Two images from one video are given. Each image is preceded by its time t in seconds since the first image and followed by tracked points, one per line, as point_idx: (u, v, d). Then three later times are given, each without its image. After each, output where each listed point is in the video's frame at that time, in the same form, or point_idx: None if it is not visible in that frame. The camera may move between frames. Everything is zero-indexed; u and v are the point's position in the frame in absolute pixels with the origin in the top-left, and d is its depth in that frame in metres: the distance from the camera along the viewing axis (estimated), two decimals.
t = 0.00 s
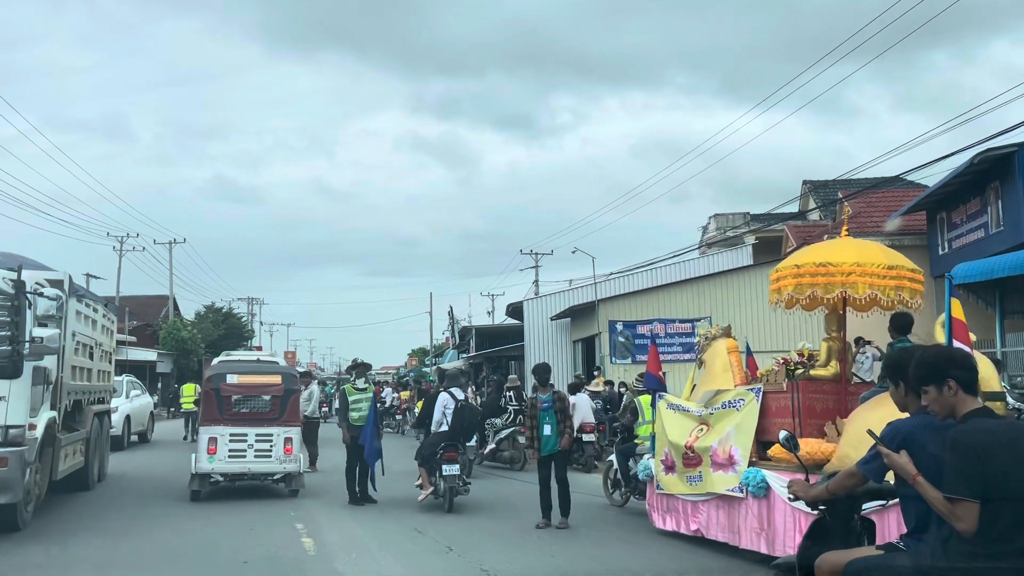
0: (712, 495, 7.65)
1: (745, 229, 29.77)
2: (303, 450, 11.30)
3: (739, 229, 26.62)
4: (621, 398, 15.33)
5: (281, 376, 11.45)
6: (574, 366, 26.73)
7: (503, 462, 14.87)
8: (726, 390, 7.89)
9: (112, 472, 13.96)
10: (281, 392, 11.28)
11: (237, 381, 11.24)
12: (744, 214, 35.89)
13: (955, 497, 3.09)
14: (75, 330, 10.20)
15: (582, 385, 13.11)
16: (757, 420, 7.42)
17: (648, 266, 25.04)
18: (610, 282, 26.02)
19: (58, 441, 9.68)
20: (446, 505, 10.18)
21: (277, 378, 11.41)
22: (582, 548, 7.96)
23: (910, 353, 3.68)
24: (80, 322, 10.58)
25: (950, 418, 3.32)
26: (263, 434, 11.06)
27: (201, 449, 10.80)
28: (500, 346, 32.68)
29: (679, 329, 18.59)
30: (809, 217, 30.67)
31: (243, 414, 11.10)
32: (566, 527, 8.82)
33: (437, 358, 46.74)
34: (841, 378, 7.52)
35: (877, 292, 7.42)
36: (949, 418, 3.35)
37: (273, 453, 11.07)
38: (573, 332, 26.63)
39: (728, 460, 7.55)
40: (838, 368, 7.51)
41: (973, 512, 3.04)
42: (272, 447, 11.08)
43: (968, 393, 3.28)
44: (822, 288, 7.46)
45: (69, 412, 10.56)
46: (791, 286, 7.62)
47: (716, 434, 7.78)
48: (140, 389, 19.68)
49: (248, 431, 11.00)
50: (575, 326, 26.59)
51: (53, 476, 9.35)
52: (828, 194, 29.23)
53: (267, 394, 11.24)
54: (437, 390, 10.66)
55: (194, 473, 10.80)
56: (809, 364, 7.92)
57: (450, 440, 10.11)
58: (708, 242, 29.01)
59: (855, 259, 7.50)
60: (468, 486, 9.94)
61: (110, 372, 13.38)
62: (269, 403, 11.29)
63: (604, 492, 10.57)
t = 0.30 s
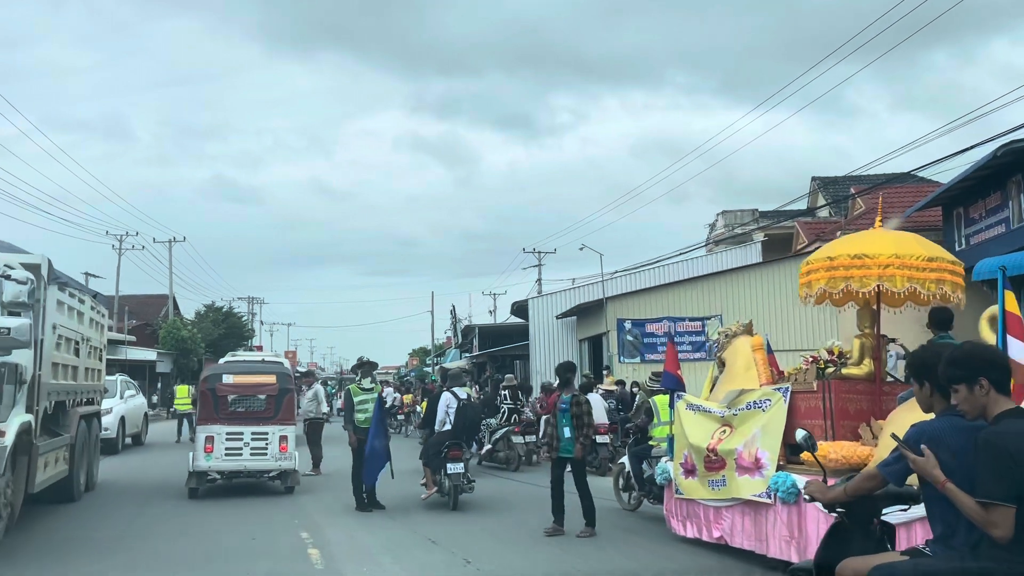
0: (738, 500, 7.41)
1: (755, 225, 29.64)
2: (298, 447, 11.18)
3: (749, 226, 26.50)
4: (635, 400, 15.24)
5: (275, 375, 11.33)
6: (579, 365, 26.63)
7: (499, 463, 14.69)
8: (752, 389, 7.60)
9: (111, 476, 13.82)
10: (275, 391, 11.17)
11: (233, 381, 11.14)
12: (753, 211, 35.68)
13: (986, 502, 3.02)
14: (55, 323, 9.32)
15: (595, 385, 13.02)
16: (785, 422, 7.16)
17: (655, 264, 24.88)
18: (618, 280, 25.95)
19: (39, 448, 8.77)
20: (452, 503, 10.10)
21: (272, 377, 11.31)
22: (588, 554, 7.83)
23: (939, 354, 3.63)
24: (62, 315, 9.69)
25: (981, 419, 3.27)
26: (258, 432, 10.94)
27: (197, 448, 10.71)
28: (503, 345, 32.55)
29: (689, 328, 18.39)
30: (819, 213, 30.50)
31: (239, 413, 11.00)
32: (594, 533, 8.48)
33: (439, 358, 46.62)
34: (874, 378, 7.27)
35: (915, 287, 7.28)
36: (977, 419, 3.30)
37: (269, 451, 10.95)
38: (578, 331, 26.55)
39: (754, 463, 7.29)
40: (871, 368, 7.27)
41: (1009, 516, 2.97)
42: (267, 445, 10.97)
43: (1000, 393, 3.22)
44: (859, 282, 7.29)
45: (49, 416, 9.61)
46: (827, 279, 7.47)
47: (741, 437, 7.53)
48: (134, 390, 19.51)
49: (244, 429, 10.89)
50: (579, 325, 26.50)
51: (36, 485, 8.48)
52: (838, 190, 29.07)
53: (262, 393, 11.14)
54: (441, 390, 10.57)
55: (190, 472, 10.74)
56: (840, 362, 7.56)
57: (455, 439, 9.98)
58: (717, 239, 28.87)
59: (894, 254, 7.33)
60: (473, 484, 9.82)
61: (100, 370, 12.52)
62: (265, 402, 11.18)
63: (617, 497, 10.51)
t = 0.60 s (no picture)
0: (767, 508, 6.99)
1: (765, 222, 29.45)
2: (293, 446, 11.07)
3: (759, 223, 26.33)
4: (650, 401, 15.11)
5: (270, 375, 11.21)
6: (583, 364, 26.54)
7: (499, 464, 14.55)
8: (779, 390, 7.21)
9: (110, 479, 13.71)
10: (270, 391, 11.06)
11: (230, 381, 11.00)
12: (763, 208, 35.46)
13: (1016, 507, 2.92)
14: (29, 315, 8.30)
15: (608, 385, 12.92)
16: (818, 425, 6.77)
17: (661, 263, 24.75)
18: (626, 278, 25.91)
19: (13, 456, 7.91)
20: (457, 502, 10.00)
21: (267, 377, 11.19)
22: (593, 556, 7.68)
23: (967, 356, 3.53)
24: (42, 302, 8.72)
25: (1012, 420, 3.18)
26: (254, 430, 10.82)
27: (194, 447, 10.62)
28: (507, 344, 32.44)
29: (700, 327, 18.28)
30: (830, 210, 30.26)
31: (235, 412, 10.90)
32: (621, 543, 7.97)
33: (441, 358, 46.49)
34: (910, 377, 7.16)
35: (959, 279, 7.16)
36: (1006, 419, 3.20)
37: (264, 449, 10.82)
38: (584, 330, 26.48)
39: (784, 468, 6.88)
40: (909, 367, 7.17)
41: None
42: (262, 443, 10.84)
43: None
44: (901, 274, 7.15)
45: (25, 421, 8.77)
46: (866, 271, 7.32)
47: (768, 440, 7.13)
48: (128, 391, 19.35)
49: (240, 429, 10.78)
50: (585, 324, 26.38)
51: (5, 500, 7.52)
52: (849, 188, 28.85)
53: (258, 393, 11.01)
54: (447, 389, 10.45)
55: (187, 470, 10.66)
56: (876, 359, 7.42)
57: (460, 437, 9.85)
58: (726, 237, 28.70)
59: (937, 245, 7.20)
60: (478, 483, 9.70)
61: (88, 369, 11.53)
62: (261, 401, 11.07)
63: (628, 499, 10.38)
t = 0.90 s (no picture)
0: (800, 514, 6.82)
1: (776, 219, 29.26)
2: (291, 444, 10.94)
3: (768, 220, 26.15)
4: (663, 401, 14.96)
5: (267, 376, 11.03)
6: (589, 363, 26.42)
7: (502, 464, 14.41)
8: (812, 390, 7.03)
9: (108, 481, 13.59)
10: (268, 390, 10.87)
11: (228, 381, 10.85)
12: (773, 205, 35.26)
13: None
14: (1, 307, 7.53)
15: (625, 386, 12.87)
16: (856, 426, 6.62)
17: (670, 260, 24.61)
18: (633, 276, 25.79)
19: None
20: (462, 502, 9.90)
21: (265, 377, 11.01)
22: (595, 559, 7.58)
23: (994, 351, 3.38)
24: (12, 286, 7.83)
25: None
26: (251, 429, 10.72)
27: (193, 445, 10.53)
28: (512, 344, 32.33)
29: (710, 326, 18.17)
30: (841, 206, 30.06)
31: (233, 412, 10.77)
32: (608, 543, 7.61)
33: (444, 357, 46.33)
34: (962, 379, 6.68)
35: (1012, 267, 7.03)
36: None
37: (262, 447, 10.71)
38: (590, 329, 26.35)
39: (820, 472, 6.70)
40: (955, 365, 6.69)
41: None
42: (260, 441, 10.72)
43: None
44: (949, 266, 7.05)
45: None
46: (912, 263, 7.22)
47: (800, 443, 6.95)
48: (122, 391, 19.24)
49: (238, 428, 10.67)
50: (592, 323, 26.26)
51: None
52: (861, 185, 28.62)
53: (256, 392, 10.84)
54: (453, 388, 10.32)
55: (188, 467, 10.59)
56: (918, 359, 6.99)
57: (466, 437, 9.71)
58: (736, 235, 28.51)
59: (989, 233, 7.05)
60: (484, 482, 9.58)
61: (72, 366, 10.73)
62: (258, 400, 10.92)
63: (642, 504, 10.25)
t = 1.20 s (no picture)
0: (843, 521, 6.67)
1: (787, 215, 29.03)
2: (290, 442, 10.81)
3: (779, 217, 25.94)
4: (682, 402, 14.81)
5: (267, 376, 10.89)
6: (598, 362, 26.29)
7: (509, 465, 14.31)
8: (852, 391, 6.90)
9: (110, 483, 13.48)
10: (268, 390, 10.72)
11: (229, 381, 10.73)
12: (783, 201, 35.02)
13: None
14: None
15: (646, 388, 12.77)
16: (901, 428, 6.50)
17: (679, 258, 24.45)
18: (643, 274, 25.63)
19: None
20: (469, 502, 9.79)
21: (265, 376, 10.88)
22: (615, 567, 7.40)
23: None
24: None
25: None
26: (251, 428, 10.60)
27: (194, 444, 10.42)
28: (517, 343, 32.19)
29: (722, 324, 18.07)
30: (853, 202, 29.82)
31: (234, 411, 10.64)
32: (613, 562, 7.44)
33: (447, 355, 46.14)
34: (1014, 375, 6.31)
35: None
36: None
37: (262, 446, 10.59)
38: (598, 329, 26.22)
39: (865, 478, 6.54)
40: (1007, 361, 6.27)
41: None
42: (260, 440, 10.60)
43: None
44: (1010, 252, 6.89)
45: None
46: (970, 252, 7.07)
47: (842, 447, 6.78)
48: (116, 391, 19.13)
49: (238, 426, 10.55)
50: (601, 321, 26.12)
51: None
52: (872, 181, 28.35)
53: (256, 392, 10.70)
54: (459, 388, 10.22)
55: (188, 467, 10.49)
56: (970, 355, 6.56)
57: (473, 437, 9.60)
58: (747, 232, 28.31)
59: None
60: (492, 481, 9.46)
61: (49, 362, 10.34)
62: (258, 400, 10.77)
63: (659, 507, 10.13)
